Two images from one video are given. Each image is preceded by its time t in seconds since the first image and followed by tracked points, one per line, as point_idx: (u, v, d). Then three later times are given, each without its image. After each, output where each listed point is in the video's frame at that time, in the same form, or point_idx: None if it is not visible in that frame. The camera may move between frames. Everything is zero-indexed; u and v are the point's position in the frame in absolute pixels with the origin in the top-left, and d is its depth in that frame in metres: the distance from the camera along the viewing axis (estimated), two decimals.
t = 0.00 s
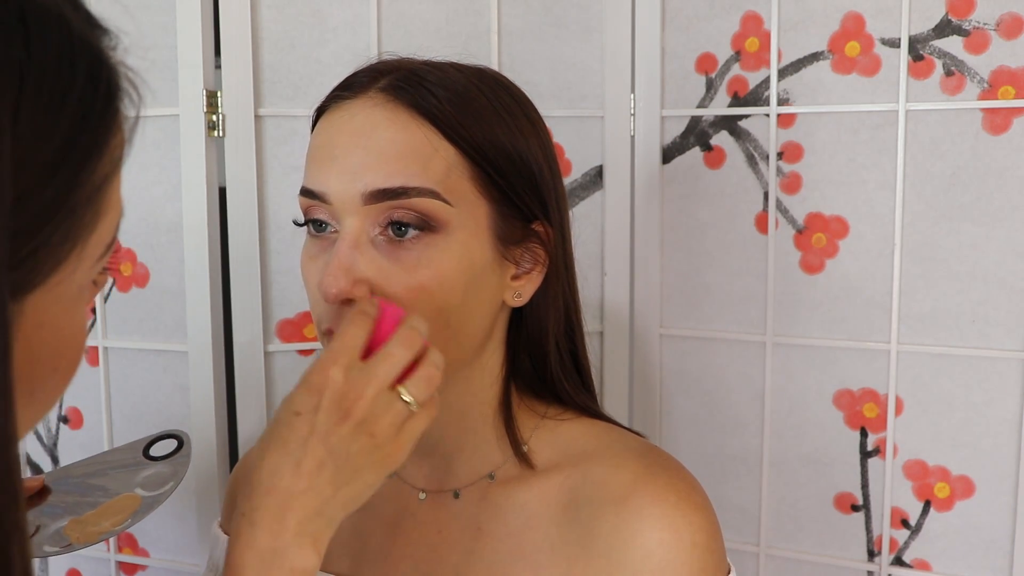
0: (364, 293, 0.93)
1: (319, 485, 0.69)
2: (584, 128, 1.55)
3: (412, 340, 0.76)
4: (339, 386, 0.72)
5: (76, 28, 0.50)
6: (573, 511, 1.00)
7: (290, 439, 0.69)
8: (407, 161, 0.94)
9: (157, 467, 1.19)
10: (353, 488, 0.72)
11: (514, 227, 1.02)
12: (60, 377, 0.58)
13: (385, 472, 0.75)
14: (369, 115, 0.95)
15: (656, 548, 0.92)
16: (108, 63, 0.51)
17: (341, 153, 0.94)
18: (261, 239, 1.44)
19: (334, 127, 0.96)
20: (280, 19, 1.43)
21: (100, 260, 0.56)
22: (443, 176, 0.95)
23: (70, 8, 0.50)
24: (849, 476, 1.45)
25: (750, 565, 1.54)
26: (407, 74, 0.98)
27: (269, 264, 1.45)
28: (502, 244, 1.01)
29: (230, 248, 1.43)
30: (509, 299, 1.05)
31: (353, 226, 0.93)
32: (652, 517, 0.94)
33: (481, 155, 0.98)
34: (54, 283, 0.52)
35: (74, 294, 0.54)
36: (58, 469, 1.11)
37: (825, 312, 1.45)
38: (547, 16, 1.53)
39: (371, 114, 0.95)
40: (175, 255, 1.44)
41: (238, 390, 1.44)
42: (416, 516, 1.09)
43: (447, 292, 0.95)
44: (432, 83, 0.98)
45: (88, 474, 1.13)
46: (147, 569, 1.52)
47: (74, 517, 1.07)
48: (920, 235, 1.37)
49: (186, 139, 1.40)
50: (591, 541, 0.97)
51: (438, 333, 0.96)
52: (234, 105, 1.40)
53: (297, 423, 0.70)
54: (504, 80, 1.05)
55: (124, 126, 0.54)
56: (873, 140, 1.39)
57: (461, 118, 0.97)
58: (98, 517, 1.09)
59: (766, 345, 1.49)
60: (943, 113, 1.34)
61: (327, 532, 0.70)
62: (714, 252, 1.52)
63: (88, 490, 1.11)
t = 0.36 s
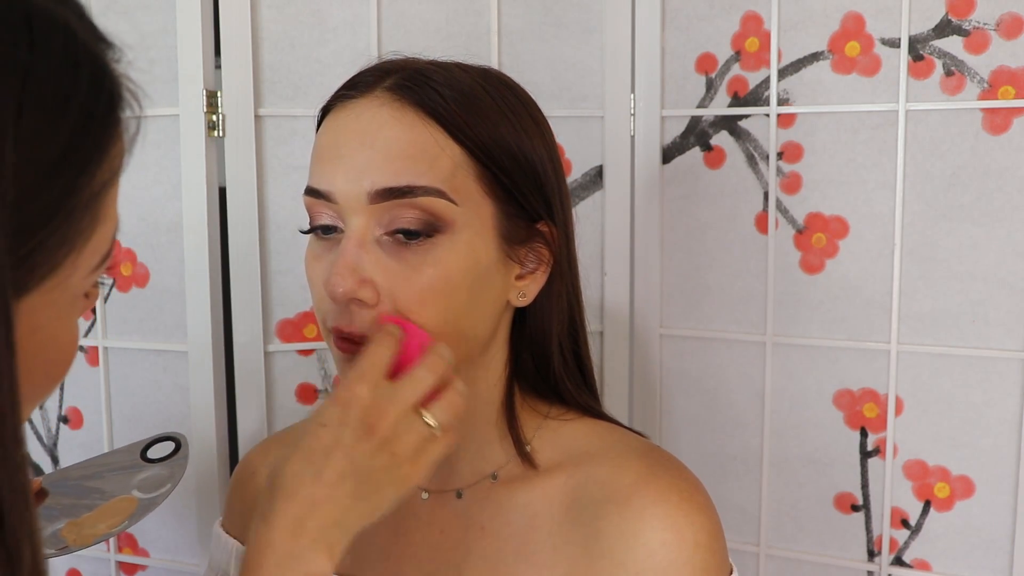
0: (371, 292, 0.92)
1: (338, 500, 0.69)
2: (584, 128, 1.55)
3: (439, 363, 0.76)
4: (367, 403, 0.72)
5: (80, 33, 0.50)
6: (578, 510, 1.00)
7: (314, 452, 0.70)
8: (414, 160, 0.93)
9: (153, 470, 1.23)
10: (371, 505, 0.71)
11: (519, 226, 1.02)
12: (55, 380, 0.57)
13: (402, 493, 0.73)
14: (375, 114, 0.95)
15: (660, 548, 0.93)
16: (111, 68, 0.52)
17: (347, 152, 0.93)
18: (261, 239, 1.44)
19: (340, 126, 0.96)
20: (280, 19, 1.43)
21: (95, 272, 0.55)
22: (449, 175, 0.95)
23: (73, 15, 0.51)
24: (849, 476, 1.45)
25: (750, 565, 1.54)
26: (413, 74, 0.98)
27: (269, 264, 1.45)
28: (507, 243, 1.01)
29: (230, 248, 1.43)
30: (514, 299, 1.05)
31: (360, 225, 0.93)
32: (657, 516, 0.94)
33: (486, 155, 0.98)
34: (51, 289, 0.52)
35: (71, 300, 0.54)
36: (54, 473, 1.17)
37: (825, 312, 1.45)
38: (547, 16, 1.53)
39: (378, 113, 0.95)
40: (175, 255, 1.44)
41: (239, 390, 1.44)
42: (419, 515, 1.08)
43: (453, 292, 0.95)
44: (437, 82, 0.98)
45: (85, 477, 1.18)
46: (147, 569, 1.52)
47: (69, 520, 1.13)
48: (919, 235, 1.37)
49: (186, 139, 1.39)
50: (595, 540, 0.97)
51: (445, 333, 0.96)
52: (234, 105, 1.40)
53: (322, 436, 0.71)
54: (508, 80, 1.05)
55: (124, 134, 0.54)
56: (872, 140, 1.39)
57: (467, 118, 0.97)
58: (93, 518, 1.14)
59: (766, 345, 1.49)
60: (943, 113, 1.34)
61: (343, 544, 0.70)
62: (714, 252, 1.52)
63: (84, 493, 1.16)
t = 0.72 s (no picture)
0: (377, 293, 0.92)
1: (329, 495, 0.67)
2: (584, 128, 1.55)
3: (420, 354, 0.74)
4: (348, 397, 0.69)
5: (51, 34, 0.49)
6: (580, 510, 1.00)
7: (305, 447, 0.68)
8: (419, 160, 0.93)
9: (150, 478, 1.11)
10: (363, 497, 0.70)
11: (524, 227, 1.02)
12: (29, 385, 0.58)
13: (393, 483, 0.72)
14: (382, 114, 0.95)
15: (662, 549, 0.93)
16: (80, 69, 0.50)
17: (353, 152, 0.93)
18: (261, 239, 1.44)
19: (345, 127, 0.96)
20: (280, 19, 1.43)
21: (67, 274, 0.55)
22: (456, 175, 0.95)
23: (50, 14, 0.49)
24: (849, 476, 1.45)
25: (750, 565, 1.54)
26: (418, 74, 0.98)
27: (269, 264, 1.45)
28: (512, 244, 1.01)
29: (230, 248, 1.43)
30: (519, 300, 1.05)
31: (366, 225, 0.93)
32: (659, 518, 0.94)
33: (492, 155, 0.98)
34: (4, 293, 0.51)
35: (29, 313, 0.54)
36: (49, 482, 1.05)
37: (825, 312, 1.45)
38: (547, 16, 1.53)
39: (383, 113, 0.95)
40: (175, 254, 1.44)
41: (239, 390, 1.44)
42: (422, 515, 1.09)
43: (460, 292, 0.95)
44: (443, 82, 0.98)
45: (84, 484, 1.07)
46: (146, 569, 1.52)
47: (66, 528, 0.99)
48: (919, 235, 1.37)
49: (185, 139, 1.39)
50: (596, 541, 0.97)
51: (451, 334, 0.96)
52: (234, 105, 1.39)
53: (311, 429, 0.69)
54: (513, 81, 1.05)
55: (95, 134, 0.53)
56: (872, 140, 1.39)
57: (472, 118, 0.97)
58: (87, 527, 1.00)
59: (766, 345, 1.49)
60: (943, 114, 1.34)
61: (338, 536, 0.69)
62: (714, 252, 1.52)
63: (80, 501, 1.04)
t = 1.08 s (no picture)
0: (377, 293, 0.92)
1: (351, 483, 0.69)
2: (584, 128, 1.54)
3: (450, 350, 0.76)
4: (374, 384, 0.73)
5: None
6: (579, 509, 1.00)
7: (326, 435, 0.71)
8: (419, 160, 0.93)
9: (147, 481, 1.16)
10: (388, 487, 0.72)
11: (524, 226, 1.02)
12: None
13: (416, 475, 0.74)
14: (381, 114, 0.95)
15: (662, 548, 0.93)
16: None
17: (353, 152, 0.93)
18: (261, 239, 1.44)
19: (345, 127, 0.95)
20: (280, 19, 1.43)
21: None
22: (455, 175, 0.95)
23: None
24: (849, 476, 1.45)
25: (750, 566, 1.54)
26: (417, 74, 0.98)
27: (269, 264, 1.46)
28: (512, 243, 1.01)
29: (230, 248, 1.42)
30: (519, 300, 1.05)
31: (366, 226, 0.93)
32: (659, 517, 0.95)
33: (491, 154, 0.98)
34: None
35: None
36: (45, 486, 0.99)
37: (824, 312, 1.45)
38: (547, 16, 1.53)
39: (383, 113, 0.95)
40: (176, 254, 1.44)
41: (239, 390, 1.44)
42: (419, 514, 1.07)
43: (460, 291, 0.95)
44: (443, 82, 0.98)
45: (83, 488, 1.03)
46: (146, 569, 1.52)
47: (64, 531, 0.95)
48: (919, 235, 1.37)
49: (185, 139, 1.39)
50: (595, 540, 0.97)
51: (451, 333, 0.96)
52: (234, 105, 1.40)
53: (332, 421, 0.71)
54: (512, 80, 1.05)
55: None
56: (872, 140, 1.39)
57: (471, 118, 0.97)
58: (86, 531, 0.97)
59: (766, 345, 1.49)
60: (943, 114, 1.34)
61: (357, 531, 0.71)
62: (714, 252, 1.52)
63: (79, 505, 1.00)
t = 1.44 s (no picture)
0: (369, 295, 0.92)
1: (319, 547, 0.75)
2: (584, 128, 1.54)
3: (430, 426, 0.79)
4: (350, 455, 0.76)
5: None
6: (577, 510, 1.00)
7: (303, 497, 0.75)
8: (411, 162, 0.93)
9: (146, 484, 1.16)
10: (350, 549, 0.77)
11: (518, 226, 1.02)
12: None
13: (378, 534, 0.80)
14: (372, 116, 0.95)
15: (659, 549, 0.93)
16: None
17: (344, 155, 0.93)
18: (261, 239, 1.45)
19: (336, 129, 0.96)
20: (280, 20, 1.43)
21: None
22: (448, 176, 0.95)
23: None
24: (849, 476, 1.45)
25: (750, 566, 1.54)
26: (408, 75, 0.98)
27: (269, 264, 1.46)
28: (506, 243, 1.01)
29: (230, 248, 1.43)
30: (514, 300, 1.05)
31: (358, 228, 0.93)
32: (657, 517, 0.95)
33: (484, 154, 0.98)
34: None
35: None
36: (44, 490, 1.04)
37: (824, 312, 1.45)
38: (547, 16, 1.53)
39: (374, 115, 0.95)
40: (176, 254, 1.45)
41: (239, 390, 1.44)
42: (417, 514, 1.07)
43: (453, 292, 0.95)
44: (434, 83, 0.98)
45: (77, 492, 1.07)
46: (146, 569, 1.52)
47: (62, 537, 0.99)
48: (919, 235, 1.37)
49: (185, 140, 1.39)
50: (592, 541, 0.98)
51: (445, 334, 0.95)
52: (234, 105, 1.40)
53: (310, 487, 0.75)
54: (504, 80, 1.05)
55: None
56: (872, 140, 1.39)
57: (463, 118, 0.97)
58: (89, 536, 1.03)
59: (766, 345, 1.49)
60: (943, 113, 1.34)
61: None
62: (714, 252, 1.52)
63: (77, 509, 1.04)
